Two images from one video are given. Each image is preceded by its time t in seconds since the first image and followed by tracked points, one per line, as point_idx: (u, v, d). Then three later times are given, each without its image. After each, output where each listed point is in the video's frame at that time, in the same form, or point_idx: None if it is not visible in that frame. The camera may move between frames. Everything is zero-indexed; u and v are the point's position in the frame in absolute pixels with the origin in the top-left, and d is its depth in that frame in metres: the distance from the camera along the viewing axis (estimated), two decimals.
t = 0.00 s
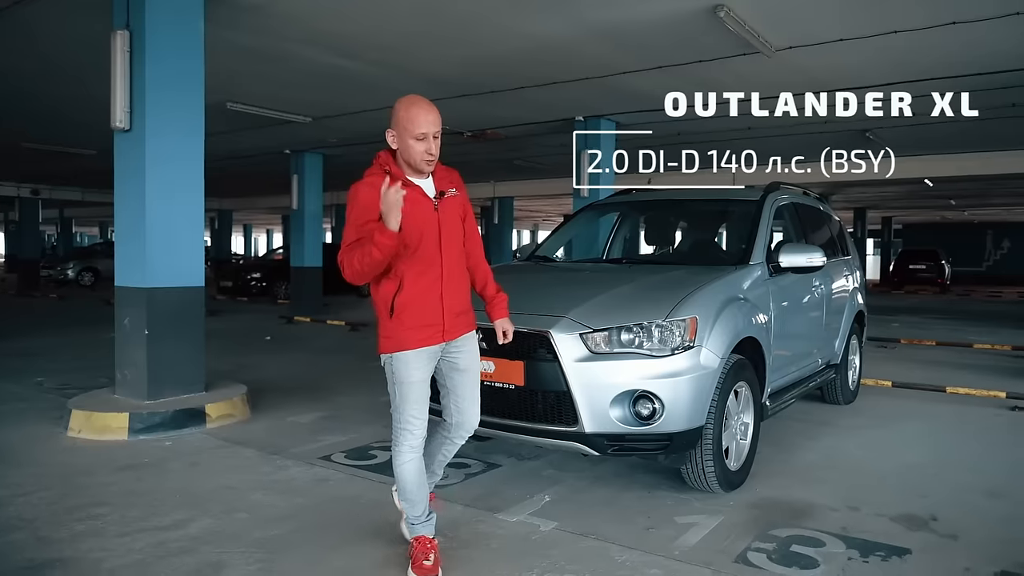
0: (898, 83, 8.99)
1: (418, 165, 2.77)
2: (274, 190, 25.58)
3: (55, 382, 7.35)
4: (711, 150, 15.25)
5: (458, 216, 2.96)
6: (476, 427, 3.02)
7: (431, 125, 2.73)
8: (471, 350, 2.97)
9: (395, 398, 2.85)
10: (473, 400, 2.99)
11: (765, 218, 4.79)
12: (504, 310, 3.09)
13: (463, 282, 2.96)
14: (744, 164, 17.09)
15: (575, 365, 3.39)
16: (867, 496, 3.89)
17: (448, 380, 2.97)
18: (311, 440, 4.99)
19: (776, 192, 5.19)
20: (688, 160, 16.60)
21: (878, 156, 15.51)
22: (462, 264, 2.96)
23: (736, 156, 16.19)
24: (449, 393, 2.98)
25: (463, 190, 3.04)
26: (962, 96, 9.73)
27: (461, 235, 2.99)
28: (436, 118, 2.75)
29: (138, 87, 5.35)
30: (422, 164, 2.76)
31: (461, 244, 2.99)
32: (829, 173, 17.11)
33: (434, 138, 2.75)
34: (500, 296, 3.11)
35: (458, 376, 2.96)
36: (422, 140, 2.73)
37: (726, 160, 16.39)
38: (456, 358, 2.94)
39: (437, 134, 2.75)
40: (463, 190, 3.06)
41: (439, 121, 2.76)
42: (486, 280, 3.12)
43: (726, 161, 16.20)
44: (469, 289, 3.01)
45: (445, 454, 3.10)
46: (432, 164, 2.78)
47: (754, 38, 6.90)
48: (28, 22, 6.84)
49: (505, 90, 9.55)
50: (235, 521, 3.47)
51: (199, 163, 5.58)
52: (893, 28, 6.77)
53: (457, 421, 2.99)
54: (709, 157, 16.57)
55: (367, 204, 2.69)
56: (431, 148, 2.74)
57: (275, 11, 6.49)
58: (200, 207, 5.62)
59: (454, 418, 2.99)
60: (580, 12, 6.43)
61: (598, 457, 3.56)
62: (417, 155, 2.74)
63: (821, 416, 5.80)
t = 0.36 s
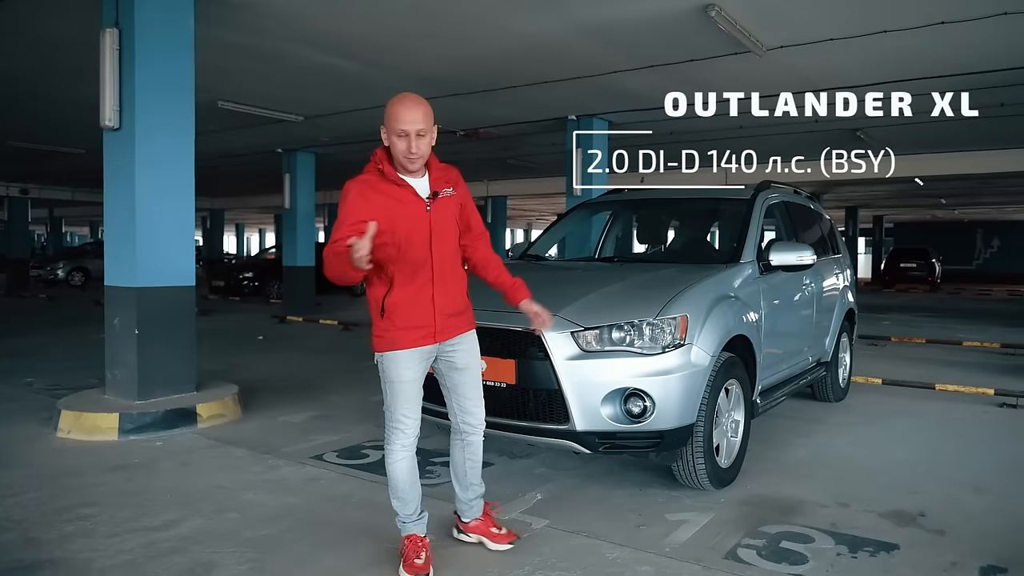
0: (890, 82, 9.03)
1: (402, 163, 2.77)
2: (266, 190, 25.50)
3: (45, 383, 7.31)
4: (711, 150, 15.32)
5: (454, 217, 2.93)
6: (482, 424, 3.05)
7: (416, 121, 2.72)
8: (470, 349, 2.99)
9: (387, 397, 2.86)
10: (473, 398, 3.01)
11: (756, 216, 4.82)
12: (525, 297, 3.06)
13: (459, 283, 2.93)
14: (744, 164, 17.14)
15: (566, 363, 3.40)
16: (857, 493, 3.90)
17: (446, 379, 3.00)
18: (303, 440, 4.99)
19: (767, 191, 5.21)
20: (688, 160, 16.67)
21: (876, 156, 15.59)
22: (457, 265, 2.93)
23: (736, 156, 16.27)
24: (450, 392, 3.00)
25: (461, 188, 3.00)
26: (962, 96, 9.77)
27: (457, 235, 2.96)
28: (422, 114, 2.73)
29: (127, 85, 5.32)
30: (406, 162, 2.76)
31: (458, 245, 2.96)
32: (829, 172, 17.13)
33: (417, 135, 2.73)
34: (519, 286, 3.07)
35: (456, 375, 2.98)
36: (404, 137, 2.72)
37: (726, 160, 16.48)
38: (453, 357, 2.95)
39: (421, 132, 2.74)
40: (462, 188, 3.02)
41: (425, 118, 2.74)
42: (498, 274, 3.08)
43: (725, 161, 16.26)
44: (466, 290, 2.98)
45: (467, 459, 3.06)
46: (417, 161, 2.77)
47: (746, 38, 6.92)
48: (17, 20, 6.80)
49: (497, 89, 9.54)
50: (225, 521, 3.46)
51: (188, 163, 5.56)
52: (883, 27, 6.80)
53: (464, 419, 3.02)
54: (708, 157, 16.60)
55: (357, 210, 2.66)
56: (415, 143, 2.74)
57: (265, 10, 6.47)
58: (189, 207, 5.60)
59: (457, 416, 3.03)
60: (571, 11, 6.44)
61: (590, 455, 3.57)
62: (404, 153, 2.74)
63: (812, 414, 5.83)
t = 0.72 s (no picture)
0: (877, 85, 9.07)
1: (403, 158, 2.81)
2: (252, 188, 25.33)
3: (27, 382, 7.23)
4: (712, 150, 15.26)
5: (454, 218, 2.92)
6: (473, 431, 2.99)
7: (416, 116, 2.78)
8: (466, 355, 2.94)
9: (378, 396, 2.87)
10: (465, 404, 2.96)
11: (741, 218, 4.84)
12: (570, 249, 3.02)
13: (456, 285, 2.90)
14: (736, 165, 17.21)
15: (551, 365, 3.41)
16: (839, 494, 3.93)
17: (439, 384, 2.95)
18: (288, 441, 4.97)
19: (753, 193, 5.23)
20: (689, 160, 16.56)
21: (878, 156, 15.51)
22: (455, 268, 2.90)
23: (739, 156, 16.20)
24: (443, 396, 2.97)
25: (468, 191, 2.99)
26: (962, 96, 9.73)
27: (457, 237, 2.93)
28: (422, 110, 2.79)
29: (111, 83, 5.27)
30: (406, 156, 2.80)
31: (458, 247, 2.93)
32: (832, 172, 16.97)
33: (416, 129, 2.79)
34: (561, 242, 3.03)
35: (449, 380, 2.93)
36: (403, 131, 2.78)
37: (718, 161, 16.53)
38: (446, 361, 2.91)
39: (420, 126, 2.79)
40: (469, 190, 3.01)
41: (426, 114, 2.80)
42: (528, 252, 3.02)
43: (726, 161, 16.20)
44: (465, 293, 2.94)
45: (461, 467, 3.00)
46: (417, 155, 2.80)
47: (733, 41, 6.95)
48: None
49: (485, 89, 9.53)
50: (208, 522, 3.44)
51: (173, 161, 5.52)
52: (869, 31, 6.84)
53: (455, 424, 2.97)
54: (710, 157, 16.50)
55: (350, 203, 2.79)
56: (415, 138, 2.78)
57: (252, 8, 6.43)
58: (174, 206, 5.56)
59: (449, 422, 2.97)
60: (560, 13, 6.44)
61: (574, 457, 3.57)
62: (404, 146, 2.79)
63: (796, 415, 5.86)
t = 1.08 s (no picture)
0: (872, 85, 9.08)
1: (430, 150, 2.83)
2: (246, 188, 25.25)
3: (18, 383, 7.20)
4: (711, 150, 15.22)
5: (468, 218, 2.91)
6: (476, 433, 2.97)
7: (445, 111, 2.83)
8: (476, 357, 2.91)
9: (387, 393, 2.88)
10: (470, 405, 2.94)
11: (735, 218, 4.84)
12: (586, 255, 2.95)
13: (470, 285, 2.88)
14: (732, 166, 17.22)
15: (545, 365, 3.40)
16: (833, 494, 3.94)
17: (449, 384, 2.95)
18: (282, 441, 4.95)
19: (746, 193, 5.23)
20: (689, 160, 16.53)
21: (878, 156, 15.48)
22: (469, 267, 2.89)
23: (736, 155, 16.10)
24: (450, 396, 2.95)
25: (486, 192, 2.98)
26: (962, 96, 9.73)
27: (473, 238, 2.93)
28: (451, 106, 2.85)
29: (104, 83, 5.25)
30: (434, 148, 2.82)
31: (473, 248, 2.92)
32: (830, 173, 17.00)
33: (446, 123, 2.83)
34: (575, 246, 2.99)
35: (459, 381, 2.92)
36: (434, 123, 2.81)
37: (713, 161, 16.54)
38: (456, 362, 2.90)
39: (450, 121, 2.83)
40: (487, 191, 3.00)
41: (454, 110, 2.86)
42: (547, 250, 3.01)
43: (725, 161, 16.17)
44: (480, 293, 2.92)
45: (459, 466, 2.99)
46: (445, 148, 2.83)
47: (727, 40, 6.95)
48: None
49: (480, 89, 9.52)
50: (200, 524, 3.42)
51: (165, 160, 5.49)
52: (864, 32, 6.85)
53: (461, 425, 2.96)
54: (708, 157, 16.46)
55: (369, 204, 2.89)
56: (446, 131, 2.82)
57: (245, 7, 6.40)
58: (167, 205, 5.53)
59: (456, 424, 2.96)
60: (555, 12, 6.43)
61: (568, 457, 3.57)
62: (433, 141, 2.81)
63: (790, 415, 5.86)
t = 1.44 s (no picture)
0: (866, 85, 9.11)
1: (447, 153, 2.83)
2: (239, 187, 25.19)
3: (9, 383, 7.16)
4: (711, 150, 15.22)
5: (484, 220, 2.90)
6: (479, 435, 2.96)
7: (463, 114, 2.83)
8: (486, 358, 2.90)
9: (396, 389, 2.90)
10: (476, 405, 2.93)
11: (729, 217, 4.84)
12: (595, 261, 2.90)
13: (482, 286, 2.87)
14: (727, 165, 17.26)
15: (539, 364, 3.39)
16: (827, 492, 3.95)
17: (456, 382, 2.94)
18: (276, 441, 4.94)
19: (740, 192, 5.24)
20: (689, 160, 16.53)
21: (877, 156, 15.51)
22: (482, 269, 2.88)
23: (740, 156, 16.21)
24: (457, 396, 2.95)
25: (503, 196, 2.96)
26: (964, 96, 9.75)
27: (488, 240, 2.91)
28: (470, 109, 2.84)
29: (96, 82, 5.22)
30: (451, 151, 2.82)
31: (487, 250, 2.91)
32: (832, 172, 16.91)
33: (465, 126, 2.83)
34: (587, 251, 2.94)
35: (465, 380, 2.91)
36: (452, 126, 2.82)
37: (708, 161, 16.57)
38: (463, 360, 2.89)
39: (469, 124, 2.83)
40: (506, 194, 2.98)
41: (473, 113, 2.85)
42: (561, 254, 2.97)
43: (726, 161, 16.18)
44: (493, 295, 2.91)
45: (460, 464, 2.99)
46: (463, 151, 2.82)
47: (721, 40, 6.96)
48: None
49: (475, 89, 9.51)
50: (193, 524, 3.41)
51: (158, 158, 5.47)
52: (857, 32, 6.88)
53: (465, 425, 2.94)
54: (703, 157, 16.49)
55: (389, 204, 2.92)
56: (462, 135, 2.82)
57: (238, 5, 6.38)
58: (160, 204, 5.51)
59: (461, 423, 2.95)
60: (550, 12, 6.43)
61: (562, 456, 3.57)
62: (449, 144, 2.82)
63: (783, 414, 5.88)
